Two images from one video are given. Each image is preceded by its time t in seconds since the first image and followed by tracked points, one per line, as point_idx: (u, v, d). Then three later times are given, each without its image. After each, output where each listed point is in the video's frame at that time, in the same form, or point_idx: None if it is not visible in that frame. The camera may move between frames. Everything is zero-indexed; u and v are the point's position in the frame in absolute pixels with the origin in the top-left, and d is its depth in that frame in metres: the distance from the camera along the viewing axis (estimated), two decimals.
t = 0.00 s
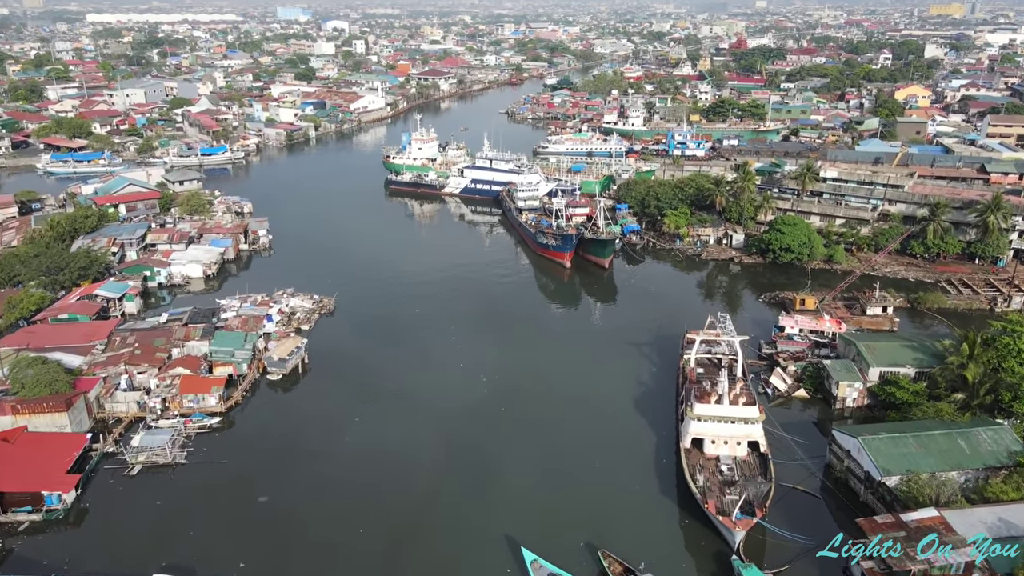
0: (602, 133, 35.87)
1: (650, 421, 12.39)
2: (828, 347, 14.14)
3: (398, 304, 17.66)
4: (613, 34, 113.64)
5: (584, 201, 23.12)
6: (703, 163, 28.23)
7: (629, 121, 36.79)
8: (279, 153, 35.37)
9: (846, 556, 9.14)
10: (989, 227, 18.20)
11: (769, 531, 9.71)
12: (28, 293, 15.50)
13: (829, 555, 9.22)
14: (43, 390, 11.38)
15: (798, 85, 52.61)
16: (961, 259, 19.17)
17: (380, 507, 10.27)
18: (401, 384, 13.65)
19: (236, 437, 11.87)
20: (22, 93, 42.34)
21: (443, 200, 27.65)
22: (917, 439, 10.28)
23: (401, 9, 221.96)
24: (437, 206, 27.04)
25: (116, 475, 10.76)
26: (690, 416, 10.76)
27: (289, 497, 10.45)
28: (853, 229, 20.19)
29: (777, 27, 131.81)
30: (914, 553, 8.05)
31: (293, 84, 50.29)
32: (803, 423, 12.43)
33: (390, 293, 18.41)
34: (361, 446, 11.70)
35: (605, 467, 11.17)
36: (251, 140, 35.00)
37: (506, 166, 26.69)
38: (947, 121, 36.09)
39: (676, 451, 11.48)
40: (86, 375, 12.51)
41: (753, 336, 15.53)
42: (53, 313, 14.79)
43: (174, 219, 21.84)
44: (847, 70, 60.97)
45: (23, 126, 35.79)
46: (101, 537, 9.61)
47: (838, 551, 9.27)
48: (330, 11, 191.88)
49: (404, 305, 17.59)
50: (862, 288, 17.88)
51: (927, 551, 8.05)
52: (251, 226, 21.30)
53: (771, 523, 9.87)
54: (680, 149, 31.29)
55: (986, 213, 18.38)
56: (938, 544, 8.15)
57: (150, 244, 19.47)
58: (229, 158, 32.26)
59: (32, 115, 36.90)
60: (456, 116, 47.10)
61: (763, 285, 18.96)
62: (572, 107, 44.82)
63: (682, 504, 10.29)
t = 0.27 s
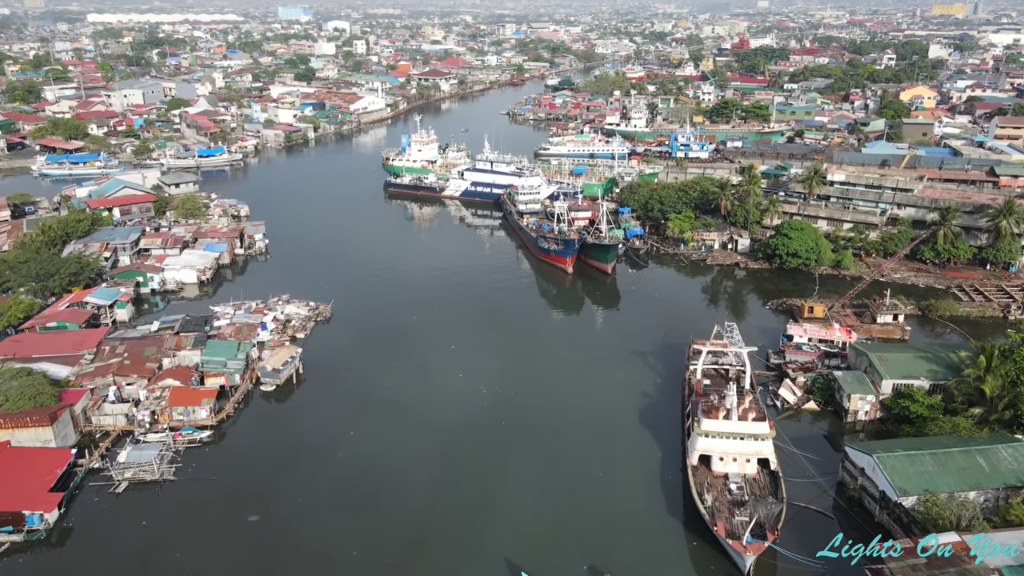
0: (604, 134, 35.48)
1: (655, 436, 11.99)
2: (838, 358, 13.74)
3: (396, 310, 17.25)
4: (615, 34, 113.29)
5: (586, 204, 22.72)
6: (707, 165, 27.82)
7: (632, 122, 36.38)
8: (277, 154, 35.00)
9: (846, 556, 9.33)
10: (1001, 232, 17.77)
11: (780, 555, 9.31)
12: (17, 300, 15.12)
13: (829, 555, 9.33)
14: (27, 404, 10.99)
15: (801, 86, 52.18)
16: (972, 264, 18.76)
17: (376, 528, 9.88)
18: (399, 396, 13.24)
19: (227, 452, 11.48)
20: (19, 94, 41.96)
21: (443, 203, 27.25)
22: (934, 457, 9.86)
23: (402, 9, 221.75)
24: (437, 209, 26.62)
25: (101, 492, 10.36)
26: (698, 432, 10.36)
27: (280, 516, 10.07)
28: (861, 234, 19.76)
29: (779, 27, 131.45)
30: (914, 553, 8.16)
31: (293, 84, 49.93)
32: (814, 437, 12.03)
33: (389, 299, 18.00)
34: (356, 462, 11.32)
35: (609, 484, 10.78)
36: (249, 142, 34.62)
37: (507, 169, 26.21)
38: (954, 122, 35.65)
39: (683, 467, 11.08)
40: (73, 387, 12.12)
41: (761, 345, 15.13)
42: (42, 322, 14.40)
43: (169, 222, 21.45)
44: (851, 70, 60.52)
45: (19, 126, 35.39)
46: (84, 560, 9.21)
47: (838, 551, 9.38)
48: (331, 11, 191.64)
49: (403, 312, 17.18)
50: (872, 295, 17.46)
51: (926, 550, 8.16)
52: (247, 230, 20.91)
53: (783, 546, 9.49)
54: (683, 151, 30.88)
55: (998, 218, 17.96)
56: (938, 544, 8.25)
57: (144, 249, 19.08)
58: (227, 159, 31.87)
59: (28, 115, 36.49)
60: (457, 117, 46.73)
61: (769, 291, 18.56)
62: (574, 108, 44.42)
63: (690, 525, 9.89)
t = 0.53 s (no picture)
0: (607, 136, 35.07)
1: (661, 451, 11.58)
2: (849, 369, 13.34)
3: (394, 316, 16.85)
4: (616, 34, 112.97)
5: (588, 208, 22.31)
6: (711, 167, 27.41)
7: (635, 124, 35.97)
8: (276, 156, 34.64)
9: (846, 556, 9.38)
10: (1014, 238, 17.35)
11: None
12: (5, 308, 14.74)
13: (829, 555, 9.38)
14: (10, 418, 10.60)
15: (805, 86, 51.75)
16: (984, 270, 18.34)
17: (371, 550, 9.49)
18: (396, 408, 12.84)
19: (217, 467, 11.09)
20: (16, 94, 41.61)
21: (443, 206, 26.85)
22: (953, 476, 9.44)
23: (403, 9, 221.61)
24: (437, 212, 26.23)
25: (86, 511, 9.99)
26: (706, 449, 9.97)
27: (271, 537, 9.67)
28: (869, 239, 19.37)
29: (782, 27, 131.17)
30: None
31: (292, 85, 49.58)
32: (825, 452, 11.63)
33: (387, 305, 17.56)
34: (351, 478, 10.92)
35: (614, 503, 10.38)
36: (248, 143, 34.25)
37: (507, 171, 25.74)
38: (961, 123, 35.21)
39: (690, 485, 10.68)
40: (59, 399, 11.74)
41: (768, 354, 14.73)
42: (30, 330, 14.03)
43: (164, 226, 21.08)
44: (854, 71, 60.06)
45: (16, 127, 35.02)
46: None
47: (838, 551, 9.46)
48: (333, 11, 191.37)
49: (401, 318, 16.77)
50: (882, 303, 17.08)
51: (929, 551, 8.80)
52: (243, 234, 20.52)
53: (795, 569, 9.11)
54: (687, 153, 30.47)
55: (1010, 223, 17.53)
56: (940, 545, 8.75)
57: (138, 254, 18.70)
58: (225, 161, 31.50)
59: (24, 116, 36.11)
60: (458, 117, 46.34)
61: (776, 298, 18.16)
62: (576, 109, 44.02)
63: (698, 547, 9.49)
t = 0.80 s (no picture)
0: (610, 137, 34.67)
1: (668, 467, 11.18)
2: (861, 380, 12.92)
3: (393, 324, 16.44)
4: (619, 34, 112.63)
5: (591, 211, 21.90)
6: (716, 170, 26.99)
7: (638, 125, 35.55)
8: (276, 157, 34.26)
9: (846, 556, 9.42)
10: None
11: None
12: None
13: (829, 555, 9.43)
14: None
15: (810, 87, 51.26)
16: (997, 276, 17.90)
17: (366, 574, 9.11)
18: (394, 422, 12.44)
19: (208, 483, 10.70)
20: (15, 95, 41.28)
21: (443, 209, 26.45)
22: (974, 497, 9.01)
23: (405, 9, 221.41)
24: (437, 215, 25.82)
25: (69, 531, 9.61)
26: (715, 468, 9.57)
27: (262, 561, 9.29)
28: (879, 244, 18.91)
29: (785, 28, 130.61)
30: None
31: (293, 85, 49.24)
32: (837, 468, 11.22)
33: (385, 313, 17.08)
34: (346, 497, 10.53)
35: (619, 524, 9.98)
36: (246, 145, 33.89)
37: (509, 174, 25.29)
38: (969, 125, 34.73)
39: (698, 504, 10.28)
40: (45, 412, 11.36)
41: (777, 364, 14.31)
42: (18, 338, 13.65)
43: (159, 229, 20.71)
44: (859, 71, 59.55)
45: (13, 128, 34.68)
46: None
47: (838, 551, 9.51)
48: (335, 11, 191.26)
49: (399, 325, 16.37)
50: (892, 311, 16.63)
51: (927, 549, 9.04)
52: (240, 238, 20.13)
53: None
54: (691, 155, 30.04)
55: None
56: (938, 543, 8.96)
57: (131, 259, 18.32)
58: (224, 163, 31.14)
59: (21, 117, 35.74)
60: (460, 118, 45.97)
61: (784, 304, 17.75)
62: (578, 109, 43.61)
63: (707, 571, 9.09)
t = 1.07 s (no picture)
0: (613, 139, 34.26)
1: (675, 484, 10.77)
2: (873, 393, 12.52)
3: (391, 331, 16.05)
4: (621, 34, 112.19)
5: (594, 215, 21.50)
6: (721, 172, 26.57)
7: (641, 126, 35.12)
8: (275, 158, 33.91)
9: (846, 556, 9.40)
10: None
11: None
12: None
13: (830, 555, 9.40)
14: None
15: (815, 88, 50.77)
16: (1010, 283, 17.47)
17: None
18: (392, 436, 12.03)
19: (197, 501, 10.31)
20: (13, 95, 40.94)
21: (444, 211, 26.06)
22: (997, 520, 8.56)
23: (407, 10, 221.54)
24: (438, 219, 25.42)
25: (51, 551, 9.23)
26: (725, 488, 9.17)
27: None
28: (889, 249, 18.49)
29: (789, 28, 130.06)
30: None
31: (292, 86, 48.85)
32: (850, 486, 10.82)
33: (382, 320, 16.59)
34: (340, 516, 10.12)
35: (625, 546, 9.57)
36: (245, 146, 33.53)
37: (511, 176, 24.88)
38: (978, 126, 34.24)
39: (707, 526, 9.87)
40: (30, 425, 10.98)
41: (786, 374, 13.91)
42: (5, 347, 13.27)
43: (154, 234, 20.34)
44: (864, 72, 59.03)
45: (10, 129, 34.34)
46: None
47: (838, 551, 9.48)
48: (337, 11, 191.25)
49: (398, 332, 15.97)
50: (903, 319, 16.22)
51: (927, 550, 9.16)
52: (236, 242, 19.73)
53: None
54: (695, 157, 29.60)
55: None
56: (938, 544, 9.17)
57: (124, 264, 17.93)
58: (222, 165, 30.77)
59: (18, 118, 35.38)
60: (461, 119, 45.58)
61: (792, 311, 17.34)
62: (581, 110, 43.18)
63: None
